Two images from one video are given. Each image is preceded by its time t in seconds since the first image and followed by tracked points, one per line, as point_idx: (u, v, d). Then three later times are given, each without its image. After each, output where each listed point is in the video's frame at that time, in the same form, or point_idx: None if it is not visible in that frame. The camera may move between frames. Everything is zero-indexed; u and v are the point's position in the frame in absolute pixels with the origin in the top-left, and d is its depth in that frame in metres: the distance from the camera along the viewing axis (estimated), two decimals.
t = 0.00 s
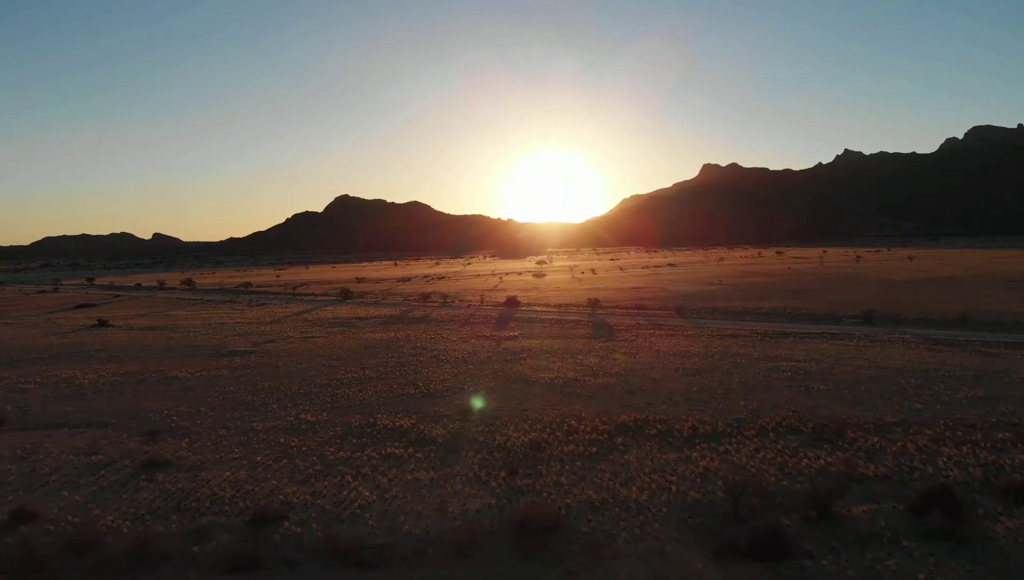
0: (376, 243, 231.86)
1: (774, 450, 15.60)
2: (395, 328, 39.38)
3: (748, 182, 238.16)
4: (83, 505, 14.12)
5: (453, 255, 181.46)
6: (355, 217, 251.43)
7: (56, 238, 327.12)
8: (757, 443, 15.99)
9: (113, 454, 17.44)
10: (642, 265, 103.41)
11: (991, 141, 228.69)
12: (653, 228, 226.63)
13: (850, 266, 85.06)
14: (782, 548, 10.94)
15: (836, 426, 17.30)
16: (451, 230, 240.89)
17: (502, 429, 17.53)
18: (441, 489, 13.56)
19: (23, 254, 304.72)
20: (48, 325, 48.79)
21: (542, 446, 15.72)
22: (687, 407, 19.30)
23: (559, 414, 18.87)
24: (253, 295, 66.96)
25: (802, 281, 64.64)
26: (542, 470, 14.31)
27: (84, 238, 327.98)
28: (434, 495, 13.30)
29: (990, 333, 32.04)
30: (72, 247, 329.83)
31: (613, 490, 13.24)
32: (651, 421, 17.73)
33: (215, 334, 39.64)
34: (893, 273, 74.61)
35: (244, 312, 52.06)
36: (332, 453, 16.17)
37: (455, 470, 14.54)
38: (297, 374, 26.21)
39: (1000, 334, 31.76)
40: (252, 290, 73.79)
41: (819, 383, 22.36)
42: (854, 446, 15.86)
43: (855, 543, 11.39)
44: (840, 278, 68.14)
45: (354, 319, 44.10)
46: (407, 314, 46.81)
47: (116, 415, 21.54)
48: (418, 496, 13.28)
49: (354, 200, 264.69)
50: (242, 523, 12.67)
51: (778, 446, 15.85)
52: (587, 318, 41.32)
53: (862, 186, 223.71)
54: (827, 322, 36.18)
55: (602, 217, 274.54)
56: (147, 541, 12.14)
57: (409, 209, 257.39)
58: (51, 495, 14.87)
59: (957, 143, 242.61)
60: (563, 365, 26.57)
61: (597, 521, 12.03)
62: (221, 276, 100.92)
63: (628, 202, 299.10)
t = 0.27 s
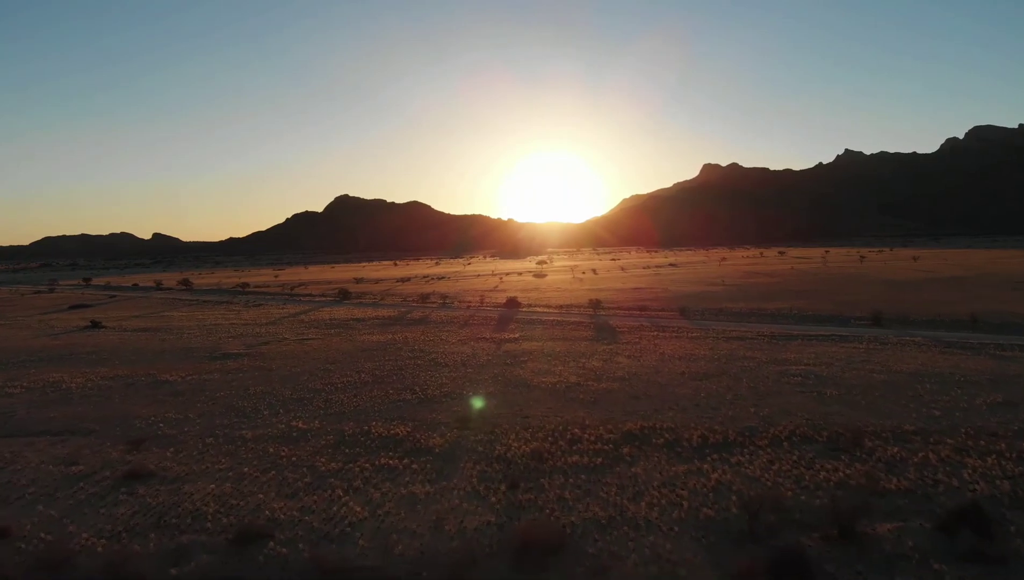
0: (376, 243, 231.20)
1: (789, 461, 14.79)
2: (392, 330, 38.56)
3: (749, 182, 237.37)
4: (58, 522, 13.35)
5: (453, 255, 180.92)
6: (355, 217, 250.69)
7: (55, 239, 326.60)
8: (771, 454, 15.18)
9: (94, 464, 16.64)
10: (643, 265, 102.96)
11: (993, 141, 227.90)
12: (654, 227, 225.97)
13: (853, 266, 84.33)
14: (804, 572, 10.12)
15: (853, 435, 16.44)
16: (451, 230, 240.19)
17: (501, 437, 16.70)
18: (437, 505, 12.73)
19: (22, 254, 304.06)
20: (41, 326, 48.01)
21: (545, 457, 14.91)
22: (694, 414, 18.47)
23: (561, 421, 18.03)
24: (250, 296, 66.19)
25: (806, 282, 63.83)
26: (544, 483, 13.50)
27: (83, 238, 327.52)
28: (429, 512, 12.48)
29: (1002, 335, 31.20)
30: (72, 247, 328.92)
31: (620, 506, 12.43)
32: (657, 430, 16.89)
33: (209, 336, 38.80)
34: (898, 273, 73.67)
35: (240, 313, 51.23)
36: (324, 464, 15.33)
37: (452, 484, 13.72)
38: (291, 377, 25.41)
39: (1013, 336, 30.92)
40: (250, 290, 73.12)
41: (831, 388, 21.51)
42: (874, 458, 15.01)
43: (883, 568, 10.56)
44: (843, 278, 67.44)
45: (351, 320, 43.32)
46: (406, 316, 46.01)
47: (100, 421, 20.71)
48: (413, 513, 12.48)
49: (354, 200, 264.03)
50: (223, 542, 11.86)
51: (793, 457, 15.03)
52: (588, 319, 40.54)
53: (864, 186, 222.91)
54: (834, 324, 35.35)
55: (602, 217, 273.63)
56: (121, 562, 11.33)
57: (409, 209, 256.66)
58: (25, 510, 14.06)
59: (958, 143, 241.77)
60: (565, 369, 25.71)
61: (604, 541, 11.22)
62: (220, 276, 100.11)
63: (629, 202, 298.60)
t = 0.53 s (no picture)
0: (376, 243, 230.57)
1: (804, 472, 14.08)
2: (391, 332, 37.84)
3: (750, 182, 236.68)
4: (34, 537, 12.68)
5: (453, 255, 180.18)
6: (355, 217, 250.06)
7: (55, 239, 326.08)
8: (784, 465, 14.48)
9: (76, 473, 15.96)
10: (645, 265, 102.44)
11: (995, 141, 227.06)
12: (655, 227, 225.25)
13: (857, 266, 83.60)
14: None
15: (869, 444, 15.74)
16: (452, 230, 239.55)
17: (501, 445, 16.00)
18: (433, 519, 12.04)
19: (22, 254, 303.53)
20: (34, 327, 47.34)
21: (547, 467, 14.21)
22: (702, 421, 17.76)
23: (563, 428, 17.34)
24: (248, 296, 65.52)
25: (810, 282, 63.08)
26: (547, 496, 12.82)
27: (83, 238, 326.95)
28: (425, 527, 11.79)
29: (1015, 338, 30.47)
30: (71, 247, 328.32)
31: (628, 522, 11.73)
32: (664, 437, 16.19)
33: (204, 337, 38.11)
34: (902, 274, 72.92)
35: (237, 313, 50.55)
36: (316, 474, 14.65)
37: (449, 496, 13.02)
38: (286, 381, 24.73)
39: None
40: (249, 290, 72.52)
41: (842, 393, 20.80)
42: (892, 469, 14.31)
43: None
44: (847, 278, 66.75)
45: (349, 321, 42.61)
46: (405, 316, 45.31)
47: (87, 427, 20.03)
48: (408, 528, 11.80)
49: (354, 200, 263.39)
50: (206, 560, 11.18)
51: (808, 467, 14.33)
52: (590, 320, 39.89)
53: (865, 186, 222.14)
54: (841, 326, 34.62)
55: (603, 217, 272.92)
56: None
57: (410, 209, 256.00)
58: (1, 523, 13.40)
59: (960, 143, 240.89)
60: (567, 372, 24.98)
61: (611, 560, 10.53)
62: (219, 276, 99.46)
63: (629, 202, 297.95)
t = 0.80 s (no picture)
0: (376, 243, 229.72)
1: (826, 488, 13.15)
2: (388, 334, 36.89)
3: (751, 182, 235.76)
4: None
5: (453, 255, 179.29)
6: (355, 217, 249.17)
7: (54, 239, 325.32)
8: (803, 480, 13.54)
9: (50, 487, 15.01)
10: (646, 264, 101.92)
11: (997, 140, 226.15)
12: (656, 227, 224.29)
13: (861, 266, 82.70)
14: None
15: (892, 456, 14.78)
16: (452, 230, 238.65)
17: (501, 457, 15.05)
18: (427, 542, 11.10)
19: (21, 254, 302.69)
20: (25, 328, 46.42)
21: (550, 483, 13.27)
22: (713, 430, 16.81)
23: (566, 438, 16.39)
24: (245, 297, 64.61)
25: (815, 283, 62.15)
26: (550, 516, 11.87)
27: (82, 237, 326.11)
28: (418, 552, 10.84)
29: None
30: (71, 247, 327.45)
31: (639, 546, 10.80)
32: (674, 449, 15.24)
33: (196, 340, 37.16)
34: (907, 274, 71.91)
35: (232, 315, 49.61)
36: (303, 490, 13.71)
37: (445, 516, 12.07)
38: (277, 386, 23.77)
39: None
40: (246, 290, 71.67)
41: (859, 400, 19.85)
42: (920, 485, 13.36)
43: None
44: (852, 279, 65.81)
45: (346, 323, 41.68)
46: (403, 318, 44.39)
47: (67, 436, 19.08)
48: (399, 553, 10.86)
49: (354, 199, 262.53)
50: None
51: (829, 483, 13.39)
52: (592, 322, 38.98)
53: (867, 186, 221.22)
54: (851, 328, 33.67)
55: (603, 216, 271.95)
56: None
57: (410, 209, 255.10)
58: None
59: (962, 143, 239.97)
60: (570, 378, 24.00)
61: None
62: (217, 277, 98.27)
63: (630, 201, 297.13)
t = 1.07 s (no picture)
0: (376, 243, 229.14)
1: (845, 502, 12.46)
2: (387, 335, 36.20)
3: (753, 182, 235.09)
4: None
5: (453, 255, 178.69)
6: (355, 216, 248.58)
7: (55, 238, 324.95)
8: (820, 493, 12.84)
9: (29, 498, 14.33)
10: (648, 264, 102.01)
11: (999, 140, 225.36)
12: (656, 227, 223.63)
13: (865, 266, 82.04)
14: None
15: (913, 467, 14.05)
16: (452, 230, 238.02)
17: (502, 467, 14.35)
18: (422, 562, 10.41)
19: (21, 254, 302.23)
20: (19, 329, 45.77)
21: (553, 496, 12.58)
22: (723, 438, 16.10)
23: (569, 447, 15.68)
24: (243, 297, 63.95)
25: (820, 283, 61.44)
26: (553, 533, 11.18)
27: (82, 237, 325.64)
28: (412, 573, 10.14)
29: None
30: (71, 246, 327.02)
31: (648, 567, 10.11)
32: (682, 459, 14.53)
33: (190, 341, 36.47)
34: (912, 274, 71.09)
35: (229, 315, 48.95)
36: (293, 503, 13.02)
37: (442, 533, 11.37)
38: (271, 390, 23.06)
39: None
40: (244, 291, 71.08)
41: (872, 406, 19.13)
42: (944, 499, 12.64)
43: None
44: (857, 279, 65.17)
45: (343, 324, 40.99)
46: (402, 319, 43.68)
47: (51, 443, 18.38)
48: (392, 574, 10.16)
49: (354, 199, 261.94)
50: None
51: (848, 496, 12.70)
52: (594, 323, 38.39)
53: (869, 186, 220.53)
54: (859, 330, 32.97)
55: (604, 216, 271.29)
56: None
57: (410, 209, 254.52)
58: None
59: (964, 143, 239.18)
60: (572, 382, 23.29)
61: None
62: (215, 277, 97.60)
63: (631, 202, 296.65)
